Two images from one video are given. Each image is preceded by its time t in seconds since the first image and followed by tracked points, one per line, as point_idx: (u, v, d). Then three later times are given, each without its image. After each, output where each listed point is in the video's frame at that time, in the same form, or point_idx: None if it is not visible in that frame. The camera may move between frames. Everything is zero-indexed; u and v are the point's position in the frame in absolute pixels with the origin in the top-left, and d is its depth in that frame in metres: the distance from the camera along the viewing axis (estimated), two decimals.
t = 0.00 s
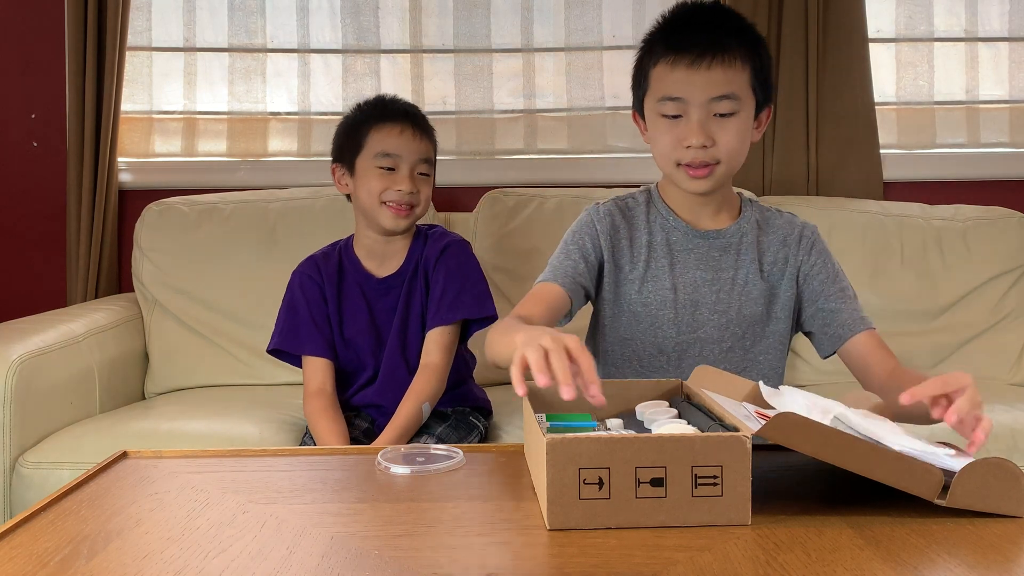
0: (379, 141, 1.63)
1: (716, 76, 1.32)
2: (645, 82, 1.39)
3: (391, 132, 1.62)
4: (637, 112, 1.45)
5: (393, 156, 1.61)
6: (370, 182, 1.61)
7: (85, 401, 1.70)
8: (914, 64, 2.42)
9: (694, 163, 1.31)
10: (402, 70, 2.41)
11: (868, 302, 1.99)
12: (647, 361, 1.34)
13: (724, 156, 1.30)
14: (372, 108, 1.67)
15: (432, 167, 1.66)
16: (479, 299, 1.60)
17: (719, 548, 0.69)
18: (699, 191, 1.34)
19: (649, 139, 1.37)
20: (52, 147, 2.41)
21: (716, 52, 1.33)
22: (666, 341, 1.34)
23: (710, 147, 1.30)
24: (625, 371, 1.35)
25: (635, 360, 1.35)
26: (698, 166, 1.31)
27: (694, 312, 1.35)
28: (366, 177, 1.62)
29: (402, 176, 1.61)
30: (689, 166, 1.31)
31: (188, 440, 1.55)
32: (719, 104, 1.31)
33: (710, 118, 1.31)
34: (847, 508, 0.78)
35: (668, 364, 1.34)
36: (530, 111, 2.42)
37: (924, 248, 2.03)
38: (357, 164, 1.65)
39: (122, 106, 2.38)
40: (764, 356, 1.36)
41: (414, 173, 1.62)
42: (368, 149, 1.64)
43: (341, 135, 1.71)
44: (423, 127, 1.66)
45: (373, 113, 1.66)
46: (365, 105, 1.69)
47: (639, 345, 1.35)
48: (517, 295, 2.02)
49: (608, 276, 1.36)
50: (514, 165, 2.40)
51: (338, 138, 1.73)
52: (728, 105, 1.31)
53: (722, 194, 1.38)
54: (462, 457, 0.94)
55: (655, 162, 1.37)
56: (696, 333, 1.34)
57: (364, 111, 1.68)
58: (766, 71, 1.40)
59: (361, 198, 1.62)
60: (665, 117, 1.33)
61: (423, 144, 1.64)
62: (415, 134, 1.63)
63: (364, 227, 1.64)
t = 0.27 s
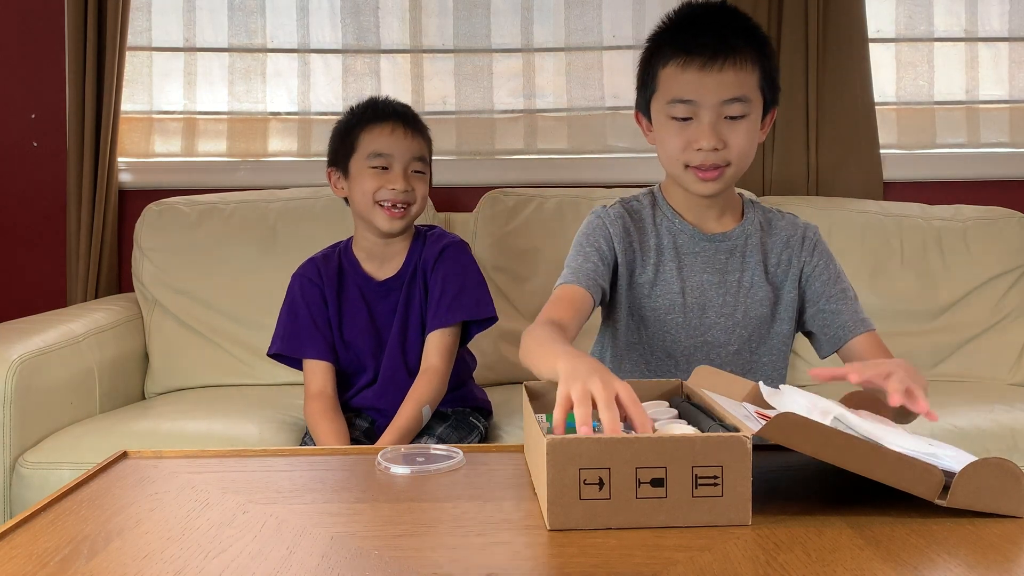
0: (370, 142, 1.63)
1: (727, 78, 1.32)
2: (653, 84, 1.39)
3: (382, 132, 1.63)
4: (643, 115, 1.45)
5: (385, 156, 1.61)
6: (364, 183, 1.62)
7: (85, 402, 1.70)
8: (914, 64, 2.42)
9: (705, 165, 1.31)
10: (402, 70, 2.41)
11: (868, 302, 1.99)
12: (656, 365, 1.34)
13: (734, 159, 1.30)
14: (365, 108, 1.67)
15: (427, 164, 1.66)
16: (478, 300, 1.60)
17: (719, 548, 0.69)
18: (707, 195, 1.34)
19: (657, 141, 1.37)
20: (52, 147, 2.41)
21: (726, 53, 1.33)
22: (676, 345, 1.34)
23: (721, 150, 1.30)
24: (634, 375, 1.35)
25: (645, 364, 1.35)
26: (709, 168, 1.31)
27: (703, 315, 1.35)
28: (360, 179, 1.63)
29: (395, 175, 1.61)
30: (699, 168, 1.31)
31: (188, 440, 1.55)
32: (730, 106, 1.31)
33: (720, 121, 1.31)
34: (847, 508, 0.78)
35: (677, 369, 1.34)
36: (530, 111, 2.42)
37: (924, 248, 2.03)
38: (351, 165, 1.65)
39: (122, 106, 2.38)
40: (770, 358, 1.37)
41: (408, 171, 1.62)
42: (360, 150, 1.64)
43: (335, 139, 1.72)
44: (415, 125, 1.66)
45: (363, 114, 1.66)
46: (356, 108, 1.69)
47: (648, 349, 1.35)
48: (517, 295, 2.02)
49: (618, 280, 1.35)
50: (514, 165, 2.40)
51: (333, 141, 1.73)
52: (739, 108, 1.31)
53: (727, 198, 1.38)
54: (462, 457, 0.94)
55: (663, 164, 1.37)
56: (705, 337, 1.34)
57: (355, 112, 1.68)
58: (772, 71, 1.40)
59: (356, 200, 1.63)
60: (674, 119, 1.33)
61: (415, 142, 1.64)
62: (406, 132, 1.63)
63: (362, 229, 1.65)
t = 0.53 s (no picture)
0: (366, 142, 1.63)
1: (727, 77, 1.32)
2: (654, 84, 1.39)
3: (376, 133, 1.63)
4: (644, 115, 1.45)
5: (380, 156, 1.62)
6: (361, 184, 1.62)
7: (85, 402, 1.70)
8: (914, 64, 2.42)
9: (706, 163, 1.31)
10: (402, 70, 2.41)
11: (868, 302, 1.99)
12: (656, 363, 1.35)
13: (735, 157, 1.30)
14: (359, 109, 1.67)
15: (424, 163, 1.66)
16: (477, 304, 1.60)
17: (718, 548, 0.69)
18: (708, 192, 1.34)
19: (659, 141, 1.37)
20: (52, 148, 2.41)
21: (726, 52, 1.33)
22: (677, 343, 1.34)
23: (722, 148, 1.30)
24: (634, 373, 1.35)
25: (646, 362, 1.35)
26: (710, 166, 1.31)
27: (704, 314, 1.35)
28: (357, 179, 1.63)
29: (392, 175, 1.61)
30: (700, 166, 1.31)
31: (188, 440, 1.55)
32: (731, 104, 1.31)
33: (721, 118, 1.31)
34: (847, 509, 0.78)
35: (678, 366, 1.34)
36: (530, 111, 2.42)
37: (924, 248, 2.03)
38: (347, 167, 1.65)
39: (122, 106, 2.39)
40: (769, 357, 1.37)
41: (404, 170, 1.62)
42: (355, 151, 1.64)
43: (331, 141, 1.72)
44: (411, 124, 1.66)
45: (358, 115, 1.66)
46: (350, 108, 1.69)
47: (649, 347, 1.35)
48: (517, 295, 2.02)
49: (620, 277, 1.35)
50: (514, 165, 2.40)
51: (328, 142, 1.73)
52: (740, 105, 1.31)
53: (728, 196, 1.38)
54: (462, 457, 0.94)
55: (665, 164, 1.37)
56: (705, 335, 1.34)
57: (350, 113, 1.68)
58: (772, 70, 1.40)
59: (354, 201, 1.63)
60: (675, 117, 1.33)
61: (411, 140, 1.64)
62: (402, 132, 1.63)
63: (361, 230, 1.64)
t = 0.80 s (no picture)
0: (363, 142, 1.63)
1: (722, 72, 1.32)
2: (650, 84, 1.39)
3: (374, 132, 1.63)
4: (642, 114, 1.46)
5: (377, 156, 1.62)
6: (359, 184, 1.62)
7: (85, 402, 1.70)
8: (914, 64, 2.42)
9: (703, 158, 1.31)
10: (402, 70, 2.41)
11: (868, 302, 1.99)
12: (656, 359, 1.34)
13: (732, 152, 1.31)
14: (355, 110, 1.67)
15: (423, 162, 1.66)
16: (478, 308, 1.60)
17: (719, 548, 0.69)
18: (706, 188, 1.34)
19: (656, 138, 1.37)
20: (52, 147, 2.41)
21: (721, 47, 1.33)
22: (678, 338, 1.34)
23: (719, 143, 1.30)
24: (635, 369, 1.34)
25: (648, 358, 1.34)
26: (707, 161, 1.31)
27: (703, 308, 1.34)
28: (355, 180, 1.63)
29: (390, 174, 1.61)
30: (697, 161, 1.32)
31: (188, 440, 1.55)
32: (726, 99, 1.32)
33: (717, 113, 1.31)
34: (847, 508, 0.78)
35: (679, 361, 1.34)
36: (530, 111, 2.42)
37: (924, 248, 2.03)
38: (345, 167, 1.65)
39: (122, 106, 2.39)
40: (768, 351, 1.37)
41: (402, 170, 1.62)
42: (353, 151, 1.64)
43: (329, 143, 1.72)
44: (408, 122, 1.66)
45: (355, 115, 1.66)
46: (347, 109, 1.70)
47: (649, 342, 1.35)
48: (517, 295, 2.02)
49: (619, 274, 1.35)
50: (514, 165, 2.40)
51: (325, 144, 1.73)
52: (736, 100, 1.32)
53: (725, 193, 1.38)
54: (462, 457, 0.94)
55: (662, 161, 1.37)
56: (705, 330, 1.34)
57: (347, 114, 1.69)
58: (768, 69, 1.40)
59: (352, 202, 1.63)
60: (672, 114, 1.33)
61: (409, 139, 1.64)
62: (399, 131, 1.63)
63: (360, 231, 1.64)
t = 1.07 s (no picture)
0: (370, 140, 1.63)
1: (714, 68, 1.33)
2: (644, 81, 1.39)
3: (380, 130, 1.63)
4: (636, 111, 1.46)
5: (384, 154, 1.61)
6: (365, 182, 1.62)
7: (85, 402, 1.70)
8: (914, 64, 2.42)
9: (696, 152, 1.31)
10: (402, 70, 2.41)
11: (868, 302, 1.99)
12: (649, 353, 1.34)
13: (723, 145, 1.31)
14: (361, 109, 1.68)
15: (428, 161, 1.66)
16: (480, 312, 1.60)
17: (719, 548, 0.69)
18: (698, 181, 1.33)
19: (650, 133, 1.38)
20: (52, 147, 2.41)
21: (713, 44, 1.34)
22: (670, 331, 1.34)
23: (711, 136, 1.30)
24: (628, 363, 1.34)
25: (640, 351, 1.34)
26: (699, 154, 1.31)
27: (696, 303, 1.35)
28: (360, 177, 1.63)
29: (396, 172, 1.61)
30: (690, 155, 1.32)
31: (188, 440, 1.55)
32: (718, 93, 1.32)
33: (709, 107, 1.32)
34: (847, 508, 0.78)
35: (672, 354, 1.33)
36: (530, 111, 2.42)
37: (924, 248, 2.03)
38: (350, 165, 1.65)
39: (122, 106, 2.39)
40: (763, 347, 1.36)
41: (408, 168, 1.62)
42: (359, 149, 1.64)
43: (335, 140, 1.72)
44: (415, 121, 1.66)
45: (362, 113, 1.66)
46: (354, 108, 1.70)
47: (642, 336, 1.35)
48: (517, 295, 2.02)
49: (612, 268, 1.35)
50: (514, 166, 2.40)
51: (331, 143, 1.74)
52: (728, 95, 1.32)
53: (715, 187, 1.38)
54: (462, 457, 0.94)
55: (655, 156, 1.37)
56: (698, 324, 1.34)
57: (354, 112, 1.69)
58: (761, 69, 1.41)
59: (358, 199, 1.63)
60: (665, 108, 1.34)
61: (416, 138, 1.64)
62: (407, 130, 1.63)
63: (365, 228, 1.64)
